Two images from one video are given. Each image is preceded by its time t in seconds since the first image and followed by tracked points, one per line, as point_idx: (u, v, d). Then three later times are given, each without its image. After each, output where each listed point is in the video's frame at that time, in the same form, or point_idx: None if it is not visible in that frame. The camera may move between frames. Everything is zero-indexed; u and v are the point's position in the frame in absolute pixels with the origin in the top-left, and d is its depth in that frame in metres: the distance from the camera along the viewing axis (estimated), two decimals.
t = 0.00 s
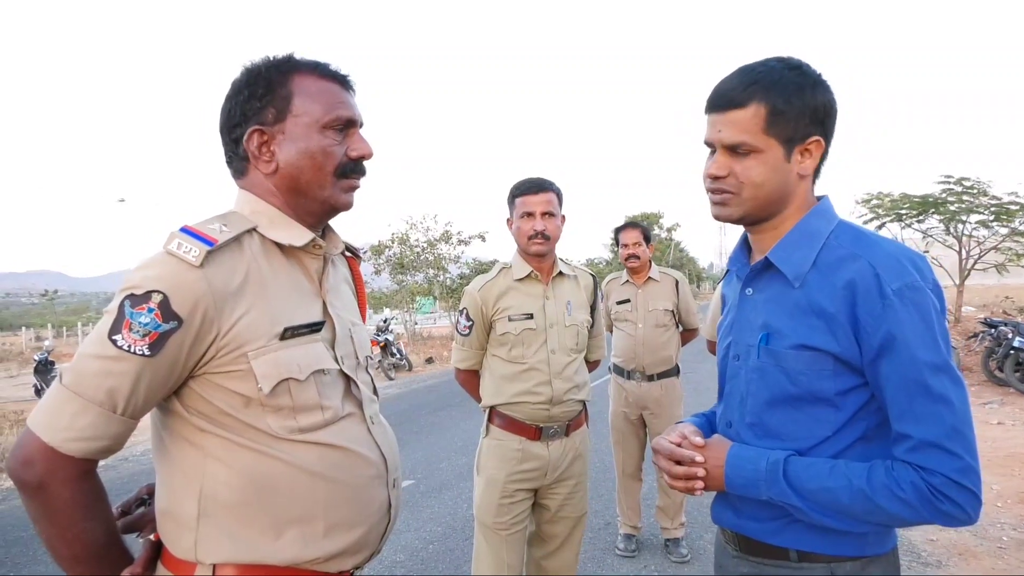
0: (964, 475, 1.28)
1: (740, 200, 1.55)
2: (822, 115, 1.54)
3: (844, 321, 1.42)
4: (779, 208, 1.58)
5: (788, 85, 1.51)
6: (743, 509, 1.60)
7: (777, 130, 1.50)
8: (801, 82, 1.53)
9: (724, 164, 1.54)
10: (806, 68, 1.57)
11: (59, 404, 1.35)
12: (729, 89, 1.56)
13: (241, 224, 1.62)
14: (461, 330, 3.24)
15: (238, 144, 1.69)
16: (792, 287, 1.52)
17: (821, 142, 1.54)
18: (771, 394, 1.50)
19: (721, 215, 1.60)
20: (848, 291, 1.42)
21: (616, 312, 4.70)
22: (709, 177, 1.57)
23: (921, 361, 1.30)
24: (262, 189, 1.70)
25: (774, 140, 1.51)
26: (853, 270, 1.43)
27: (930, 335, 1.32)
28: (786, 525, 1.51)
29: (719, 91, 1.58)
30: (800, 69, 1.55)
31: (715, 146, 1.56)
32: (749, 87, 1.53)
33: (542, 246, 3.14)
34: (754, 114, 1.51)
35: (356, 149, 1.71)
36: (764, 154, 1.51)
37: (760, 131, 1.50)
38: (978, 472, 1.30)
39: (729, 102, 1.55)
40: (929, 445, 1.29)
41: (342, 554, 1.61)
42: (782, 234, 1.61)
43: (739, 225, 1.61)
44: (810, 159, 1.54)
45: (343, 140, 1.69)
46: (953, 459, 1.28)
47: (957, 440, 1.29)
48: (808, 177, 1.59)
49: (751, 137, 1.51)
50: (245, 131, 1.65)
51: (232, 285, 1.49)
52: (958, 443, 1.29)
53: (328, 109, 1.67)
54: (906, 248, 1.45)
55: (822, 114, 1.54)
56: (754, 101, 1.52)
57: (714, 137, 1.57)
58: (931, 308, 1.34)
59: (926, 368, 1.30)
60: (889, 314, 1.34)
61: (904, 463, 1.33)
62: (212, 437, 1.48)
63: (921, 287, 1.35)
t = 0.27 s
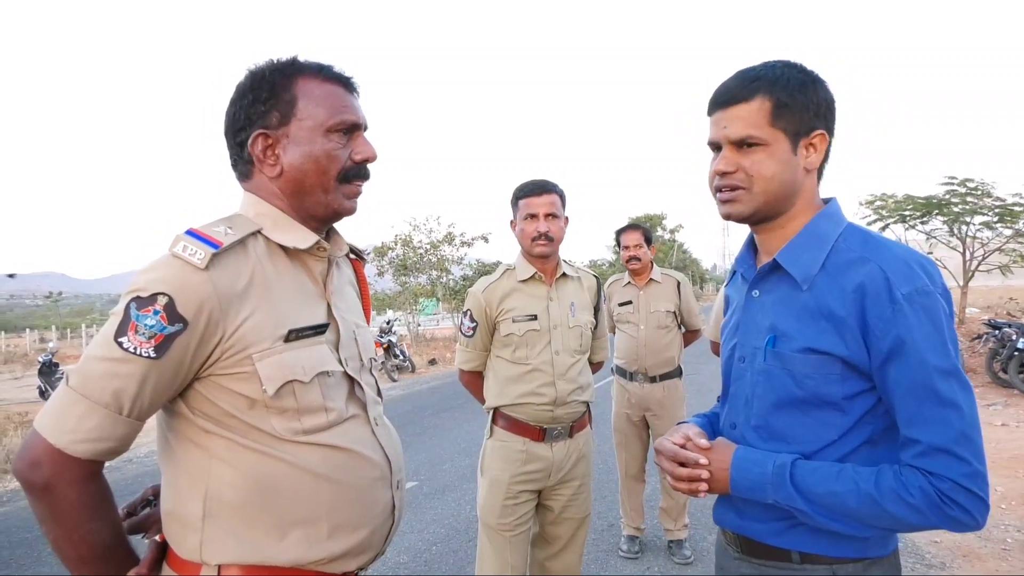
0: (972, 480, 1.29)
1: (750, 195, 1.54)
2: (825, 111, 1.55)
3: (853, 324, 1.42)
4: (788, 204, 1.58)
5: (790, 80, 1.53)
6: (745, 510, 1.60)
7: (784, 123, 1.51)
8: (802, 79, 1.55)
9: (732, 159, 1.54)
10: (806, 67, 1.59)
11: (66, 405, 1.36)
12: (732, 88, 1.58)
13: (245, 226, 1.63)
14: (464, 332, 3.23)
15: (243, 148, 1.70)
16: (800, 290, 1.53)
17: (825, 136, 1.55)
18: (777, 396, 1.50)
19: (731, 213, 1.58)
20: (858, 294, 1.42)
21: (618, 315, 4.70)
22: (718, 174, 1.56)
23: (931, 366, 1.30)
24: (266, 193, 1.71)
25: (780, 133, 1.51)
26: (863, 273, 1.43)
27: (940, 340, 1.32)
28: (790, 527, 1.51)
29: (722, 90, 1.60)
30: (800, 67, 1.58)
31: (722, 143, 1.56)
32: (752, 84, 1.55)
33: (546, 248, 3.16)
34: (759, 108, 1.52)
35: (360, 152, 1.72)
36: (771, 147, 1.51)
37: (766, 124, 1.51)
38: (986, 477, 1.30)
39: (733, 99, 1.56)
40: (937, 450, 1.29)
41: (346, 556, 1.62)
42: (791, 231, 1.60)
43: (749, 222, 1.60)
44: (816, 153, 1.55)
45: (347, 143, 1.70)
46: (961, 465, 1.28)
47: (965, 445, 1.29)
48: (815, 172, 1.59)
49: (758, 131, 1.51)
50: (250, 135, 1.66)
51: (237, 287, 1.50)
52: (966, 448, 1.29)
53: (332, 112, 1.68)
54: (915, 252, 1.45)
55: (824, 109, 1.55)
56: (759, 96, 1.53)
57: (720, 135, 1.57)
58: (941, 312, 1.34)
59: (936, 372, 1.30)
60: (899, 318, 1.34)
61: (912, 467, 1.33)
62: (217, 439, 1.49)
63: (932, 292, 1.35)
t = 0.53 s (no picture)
0: (971, 480, 1.29)
1: (745, 200, 1.55)
2: (821, 114, 1.55)
3: (850, 325, 1.42)
4: (783, 209, 1.58)
5: (785, 85, 1.54)
6: (744, 513, 1.60)
7: (778, 128, 1.51)
8: (798, 83, 1.55)
9: (727, 164, 1.55)
10: (803, 70, 1.60)
11: (69, 408, 1.37)
12: (727, 93, 1.59)
13: (247, 229, 1.64)
14: (467, 334, 3.24)
15: (244, 151, 1.70)
16: (798, 290, 1.53)
17: (821, 140, 1.54)
18: (775, 397, 1.50)
19: (726, 218, 1.59)
20: (855, 295, 1.42)
21: (620, 316, 4.70)
22: (713, 179, 1.57)
23: (928, 366, 1.30)
24: (267, 196, 1.71)
25: (774, 138, 1.51)
26: (860, 273, 1.43)
27: (937, 340, 1.32)
28: (789, 530, 1.51)
29: (717, 95, 1.61)
30: (797, 72, 1.58)
31: (717, 148, 1.57)
32: (747, 89, 1.56)
33: (548, 249, 3.16)
34: (753, 112, 1.52)
35: (361, 154, 1.73)
36: (765, 152, 1.52)
37: (760, 129, 1.52)
38: (984, 477, 1.30)
39: (729, 104, 1.57)
40: (935, 450, 1.29)
41: (348, 558, 1.62)
42: (788, 234, 1.61)
43: (745, 226, 1.61)
44: (812, 157, 1.55)
45: (347, 146, 1.71)
46: (960, 465, 1.28)
47: (963, 445, 1.29)
48: (811, 176, 1.59)
49: (751, 136, 1.52)
50: (250, 139, 1.67)
51: (239, 290, 1.51)
52: (965, 448, 1.29)
53: (332, 115, 1.69)
54: (913, 252, 1.45)
55: (821, 113, 1.55)
56: (753, 101, 1.53)
57: (716, 140, 1.58)
58: (938, 312, 1.34)
59: (933, 372, 1.30)
60: (896, 319, 1.34)
61: (910, 468, 1.33)
62: (219, 440, 1.50)
63: (929, 292, 1.35)
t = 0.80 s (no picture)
0: (963, 488, 1.28)
1: (744, 200, 1.55)
2: (825, 121, 1.56)
3: (844, 330, 1.42)
4: (781, 212, 1.58)
5: (793, 88, 1.55)
6: (741, 519, 1.60)
7: (783, 130, 1.52)
8: (805, 88, 1.56)
9: (730, 162, 1.55)
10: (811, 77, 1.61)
11: (68, 413, 1.37)
12: (735, 93, 1.59)
13: (246, 233, 1.64)
14: (469, 338, 3.25)
15: (241, 157, 1.71)
16: (794, 295, 1.53)
17: (824, 146, 1.55)
18: (771, 402, 1.50)
19: (722, 217, 1.59)
20: (850, 299, 1.42)
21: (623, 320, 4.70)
22: (714, 176, 1.57)
23: (921, 372, 1.30)
24: (266, 201, 1.73)
25: (779, 139, 1.52)
26: (854, 278, 1.43)
27: (931, 346, 1.32)
28: (785, 537, 1.50)
29: (724, 94, 1.62)
30: (804, 77, 1.59)
31: (722, 145, 1.57)
32: (754, 89, 1.56)
33: (546, 254, 3.16)
34: (760, 113, 1.53)
35: (358, 159, 1.73)
36: (769, 152, 1.52)
37: (766, 130, 1.52)
38: (976, 484, 1.30)
39: (735, 103, 1.57)
40: (927, 457, 1.29)
41: (346, 564, 1.62)
42: (784, 238, 1.61)
43: (741, 227, 1.61)
44: (813, 162, 1.56)
45: (344, 151, 1.71)
46: (952, 472, 1.28)
47: (955, 452, 1.29)
48: (811, 182, 1.59)
49: (757, 135, 1.52)
50: (247, 144, 1.68)
51: (238, 293, 1.51)
52: (957, 455, 1.29)
53: (329, 121, 1.69)
54: (908, 256, 1.46)
55: (825, 119, 1.56)
56: (760, 102, 1.54)
57: (720, 137, 1.58)
58: (932, 318, 1.34)
59: (926, 378, 1.30)
60: (890, 324, 1.35)
61: (901, 474, 1.33)
62: (218, 445, 1.50)
63: (922, 297, 1.35)
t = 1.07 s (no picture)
0: (962, 492, 1.28)
1: (743, 204, 1.55)
2: (822, 122, 1.57)
3: (843, 333, 1.42)
4: (780, 215, 1.58)
5: (790, 90, 1.55)
6: (740, 523, 1.60)
7: (780, 132, 1.52)
8: (802, 90, 1.57)
9: (727, 165, 1.55)
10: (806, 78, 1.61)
11: (68, 417, 1.38)
12: (731, 96, 1.60)
13: (246, 237, 1.65)
14: (468, 342, 3.25)
15: (241, 162, 1.72)
16: (793, 298, 1.53)
17: (822, 147, 1.55)
18: (770, 405, 1.50)
19: (722, 220, 1.59)
20: (849, 302, 1.42)
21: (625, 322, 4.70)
22: (712, 180, 1.57)
23: (920, 376, 1.30)
24: (266, 205, 1.73)
25: (776, 142, 1.52)
26: (854, 281, 1.43)
27: (931, 350, 1.32)
28: (784, 541, 1.50)
29: (721, 97, 1.62)
30: (800, 78, 1.59)
31: (719, 149, 1.57)
32: (751, 92, 1.57)
33: (536, 256, 3.18)
34: (756, 115, 1.53)
35: (357, 162, 1.74)
36: (766, 155, 1.53)
37: (763, 132, 1.53)
38: (974, 489, 1.30)
39: (732, 106, 1.58)
40: (926, 461, 1.29)
41: (346, 567, 1.62)
42: (784, 241, 1.61)
43: (740, 230, 1.61)
44: (811, 164, 1.56)
45: (344, 154, 1.72)
46: (950, 476, 1.28)
47: (954, 457, 1.29)
48: (809, 184, 1.60)
49: (754, 138, 1.53)
50: (246, 149, 1.69)
51: (238, 298, 1.52)
52: (955, 459, 1.29)
53: (328, 124, 1.70)
54: (908, 260, 1.46)
55: (822, 121, 1.57)
56: (757, 104, 1.54)
57: (718, 141, 1.59)
58: (932, 321, 1.34)
59: (925, 382, 1.30)
60: (889, 327, 1.35)
61: (899, 478, 1.32)
62: (218, 448, 1.50)
63: (922, 301, 1.35)
